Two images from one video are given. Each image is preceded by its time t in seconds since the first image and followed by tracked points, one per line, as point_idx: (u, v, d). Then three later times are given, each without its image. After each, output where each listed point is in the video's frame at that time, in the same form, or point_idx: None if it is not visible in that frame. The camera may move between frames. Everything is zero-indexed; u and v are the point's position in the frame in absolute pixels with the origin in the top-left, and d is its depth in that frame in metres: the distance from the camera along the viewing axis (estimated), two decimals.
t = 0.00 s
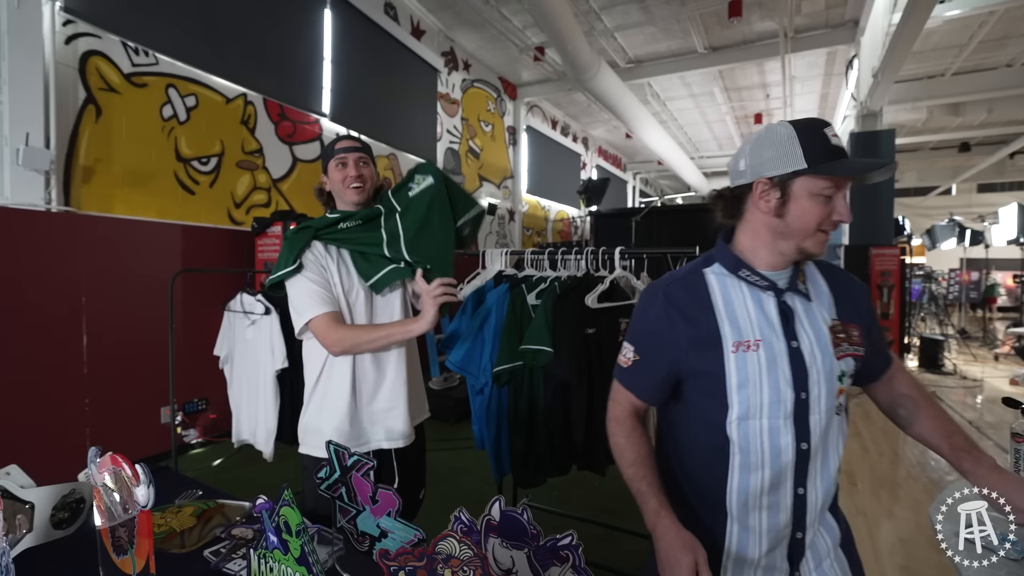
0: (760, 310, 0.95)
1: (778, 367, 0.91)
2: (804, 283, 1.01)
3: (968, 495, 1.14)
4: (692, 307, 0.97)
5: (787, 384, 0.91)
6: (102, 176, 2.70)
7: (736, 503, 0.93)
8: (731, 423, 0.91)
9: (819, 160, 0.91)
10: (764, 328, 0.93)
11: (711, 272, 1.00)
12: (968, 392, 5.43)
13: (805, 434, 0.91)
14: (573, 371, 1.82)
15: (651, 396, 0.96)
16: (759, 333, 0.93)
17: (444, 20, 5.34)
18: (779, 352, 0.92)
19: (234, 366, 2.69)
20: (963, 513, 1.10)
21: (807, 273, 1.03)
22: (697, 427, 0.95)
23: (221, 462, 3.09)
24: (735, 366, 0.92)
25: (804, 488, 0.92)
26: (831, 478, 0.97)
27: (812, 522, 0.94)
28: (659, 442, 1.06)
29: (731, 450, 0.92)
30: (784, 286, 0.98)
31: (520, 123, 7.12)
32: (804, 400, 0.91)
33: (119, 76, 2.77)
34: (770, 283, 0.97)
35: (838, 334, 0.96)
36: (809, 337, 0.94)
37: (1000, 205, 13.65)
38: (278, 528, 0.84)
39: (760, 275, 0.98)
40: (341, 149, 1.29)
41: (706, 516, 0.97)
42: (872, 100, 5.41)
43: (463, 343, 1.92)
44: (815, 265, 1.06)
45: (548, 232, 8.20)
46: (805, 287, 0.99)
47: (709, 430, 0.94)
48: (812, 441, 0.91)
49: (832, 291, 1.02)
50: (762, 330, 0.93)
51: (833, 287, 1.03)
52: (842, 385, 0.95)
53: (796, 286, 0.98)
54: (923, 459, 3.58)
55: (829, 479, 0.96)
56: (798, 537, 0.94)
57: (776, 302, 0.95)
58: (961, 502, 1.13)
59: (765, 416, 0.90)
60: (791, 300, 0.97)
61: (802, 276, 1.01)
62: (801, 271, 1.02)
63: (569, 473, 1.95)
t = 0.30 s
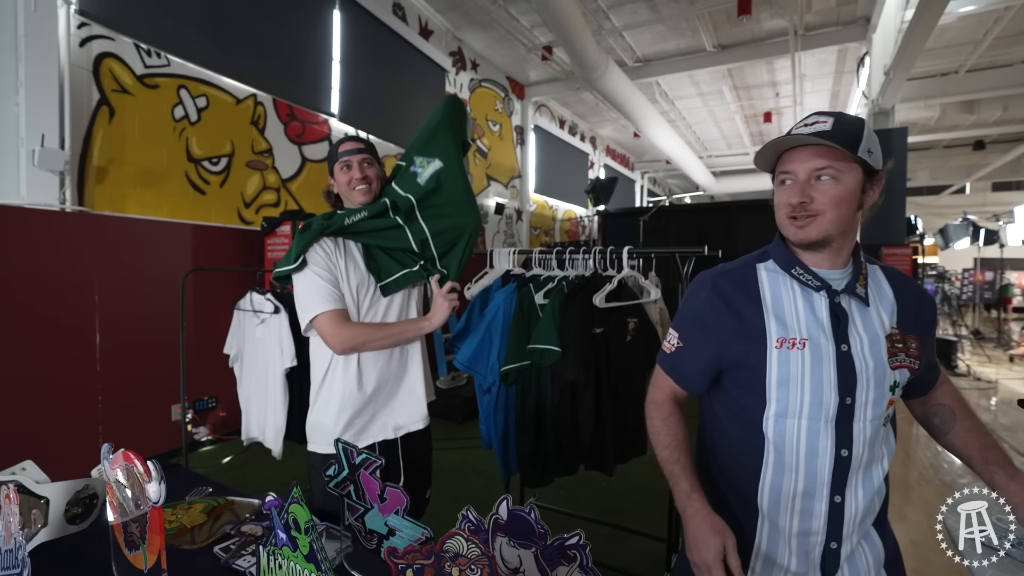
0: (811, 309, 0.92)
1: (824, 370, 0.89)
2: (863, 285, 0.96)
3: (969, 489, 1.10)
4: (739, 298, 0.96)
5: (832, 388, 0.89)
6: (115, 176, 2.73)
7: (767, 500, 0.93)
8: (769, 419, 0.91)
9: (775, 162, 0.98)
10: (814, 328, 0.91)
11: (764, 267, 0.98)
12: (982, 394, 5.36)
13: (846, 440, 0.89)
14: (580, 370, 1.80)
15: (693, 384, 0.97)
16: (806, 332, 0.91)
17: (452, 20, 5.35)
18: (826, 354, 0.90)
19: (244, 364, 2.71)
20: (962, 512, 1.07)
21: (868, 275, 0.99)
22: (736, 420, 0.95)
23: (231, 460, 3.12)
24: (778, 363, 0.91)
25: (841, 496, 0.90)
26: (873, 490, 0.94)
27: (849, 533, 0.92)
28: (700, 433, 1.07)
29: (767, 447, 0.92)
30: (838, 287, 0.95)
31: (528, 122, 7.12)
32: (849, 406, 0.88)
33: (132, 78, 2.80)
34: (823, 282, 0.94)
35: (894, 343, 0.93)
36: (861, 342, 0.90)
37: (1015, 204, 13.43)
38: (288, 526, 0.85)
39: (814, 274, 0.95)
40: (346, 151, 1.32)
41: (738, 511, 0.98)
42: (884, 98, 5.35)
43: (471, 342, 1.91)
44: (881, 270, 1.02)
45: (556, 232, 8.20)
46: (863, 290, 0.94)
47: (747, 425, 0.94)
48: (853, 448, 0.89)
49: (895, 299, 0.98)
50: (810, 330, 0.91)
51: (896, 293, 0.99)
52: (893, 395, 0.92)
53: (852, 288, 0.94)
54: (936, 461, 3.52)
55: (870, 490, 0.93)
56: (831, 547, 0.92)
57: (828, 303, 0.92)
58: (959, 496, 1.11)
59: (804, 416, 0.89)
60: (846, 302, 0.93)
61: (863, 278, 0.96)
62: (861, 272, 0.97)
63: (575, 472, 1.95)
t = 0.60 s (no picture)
0: (818, 308, 0.92)
1: (829, 367, 0.89)
2: (879, 282, 0.93)
3: (968, 488, 1.00)
4: (748, 298, 0.98)
5: (837, 385, 0.88)
6: (137, 181, 2.82)
7: (776, 496, 0.94)
8: (774, 415, 0.92)
9: (767, 167, 1.04)
10: (820, 325, 0.91)
11: (776, 266, 0.99)
12: (1005, 397, 5.23)
13: (852, 438, 0.88)
14: (588, 371, 1.84)
15: (704, 380, 1.00)
16: (811, 330, 0.91)
17: (465, 23, 5.40)
18: (832, 351, 0.89)
19: (260, 363, 2.78)
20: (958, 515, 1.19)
21: (887, 271, 0.95)
22: (746, 417, 0.97)
23: (247, 457, 3.19)
24: (782, 360, 0.92)
25: (848, 495, 0.90)
26: (888, 490, 0.92)
27: (857, 532, 0.91)
28: (721, 433, 1.08)
29: (773, 443, 0.93)
30: (849, 285, 0.94)
31: (541, 124, 7.14)
32: (854, 403, 0.88)
33: (153, 85, 2.89)
34: (833, 281, 0.94)
35: (911, 341, 0.90)
36: (871, 340, 0.89)
37: None
38: (297, 519, 0.88)
39: (823, 273, 0.94)
40: (353, 156, 1.35)
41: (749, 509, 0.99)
42: (902, 95, 5.27)
43: (480, 342, 1.95)
44: (903, 264, 0.96)
45: (569, 233, 8.21)
46: (876, 287, 0.92)
47: (757, 422, 0.95)
48: (860, 446, 0.88)
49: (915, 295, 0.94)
50: (816, 327, 0.91)
51: (920, 288, 0.94)
52: (908, 395, 0.89)
53: (864, 286, 0.92)
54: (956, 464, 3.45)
55: (882, 491, 0.92)
56: (840, 547, 0.92)
57: (836, 302, 0.92)
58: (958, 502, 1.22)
59: (809, 413, 0.89)
60: (856, 300, 0.92)
61: (878, 274, 0.93)
62: (877, 268, 0.94)
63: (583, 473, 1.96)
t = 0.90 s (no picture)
0: (791, 308, 0.99)
1: (790, 363, 0.95)
2: (856, 285, 0.94)
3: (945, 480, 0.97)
4: (734, 295, 1.07)
5: (793, 379, 0.95)
6: (160, 184, 2.93)
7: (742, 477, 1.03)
8: (742, 403, 1.02)
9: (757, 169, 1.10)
10: (790, 323, 0.97)
11: (767, 265, 1.05)
12: None
13: (806, 430, 0.93)
14: (591, 370, 1.87)
15: (698, 367, 1.11)
16: (781, 327, 0.98)
17: (479, 26, 5.46)
18: (794, 349, 0.96)
19: (275, 360, 2.87)
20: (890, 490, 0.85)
21: (873, 275, 0.94)
22: (728, 403, 1.07)
23: (264, 452, 3.28)
24: (749, 352, 1.00)
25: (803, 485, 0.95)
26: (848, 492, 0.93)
27: (813, 523, 0.95)
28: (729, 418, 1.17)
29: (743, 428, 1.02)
30: (824, 286, 0.97)
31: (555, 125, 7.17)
32: (808, 398, 0.93)
33: (176, 92, 2.99)
34: (809, 281, 0.98)
35: (881, 345, 0.90)
36: (834, 340, 0.93)
37: None
38: (301, 503, 0.94)
39: (801, 273, 0.99)
40: (352, 158, 1.41)
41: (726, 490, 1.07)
42: (921, 94, 5.19)
43: (487, 339, 1.99)
44: (891, 268, 0.94)
45: (583, 234, 8.23)
46: (850, 290, 0.93)
47: (734, 408, 1.05)
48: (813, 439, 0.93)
49: (897, 300, 0.91)
50: (786, 325, 0.98)
51: (901, 295, 0.91)
52: (868, 398, 0.89)
53: (838, 288, 0.95)
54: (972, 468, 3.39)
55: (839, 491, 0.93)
56: (794, 535, 0.96)
57: (807, 301, 0.97)
58: (959, 497, 1.26)
59: (770, 404, 0.97)
60: (826, 301, 0.95)
61: (858, 276, 0.94)
62: (859, 269, 0.95)
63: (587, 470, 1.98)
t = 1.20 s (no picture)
0: (727, 302, 1.02)
1: (717, 352, 0.98)
2: (784, 277, 0.96)
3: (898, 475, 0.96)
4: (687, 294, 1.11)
5: (719, 367, 0.97)
6: (150, 182, 2.94)
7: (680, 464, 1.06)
8: (684, 394, 1.05)
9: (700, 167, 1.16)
10: (722, 316, 1.00)
11: (716, 265, 1.10)
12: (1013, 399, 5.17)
13: (729, 417, 0.95)
14: (574, 366, 1.92)
15: (664, 366, 1.15)
16: (716, 320, 1.01)
17: (472, 25, 5.47)
18: (723, 339, 0.98)
19: (265, 357, 2.90)
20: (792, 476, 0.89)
21: (802, 267, 0.95)
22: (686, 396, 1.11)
23: (254, 450, 3.29)
24: (688, 344, 1.04)
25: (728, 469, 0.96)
26: (770, 476, 0.92)
27: (739, 507, 0.94)
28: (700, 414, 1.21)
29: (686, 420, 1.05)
30: (756, 279, 1.00)
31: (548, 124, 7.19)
32: (731, 385, 0.95)
33: (165, 89, 3.00)
34: (742, 275, 1.02)
35: (799, 332, 0.90)
36: (759, 330, 0.94)
37: None
38: (282, 491, 0.96)
39: (738, 270, 1.03)
40: (344, 154, 1.44)
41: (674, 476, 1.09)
42: (910, 94, 5.24)
43: (474, 337, 2.03)
44: (820, 260, 0.94)
45: (577, 232, 8.26)
46: (777, 281, 0.95)
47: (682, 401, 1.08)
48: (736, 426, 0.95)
49: (819, 288, 0.91)
50: (720, 317, 1.01)
51: (823, 285, 0.91)
52: (784, 384, 0.90)
53: (765, 281, 0.97)
54: (958, 463, 3.43)
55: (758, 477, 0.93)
56: (722, 518, 0.96)
57: (739, 294, 1.00)
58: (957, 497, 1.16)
59: (702, 393, 1.00)
60: (755, 294, 0.98)
61: (787, 268, 0.96)
62: (788, 263, 0.96)
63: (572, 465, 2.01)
